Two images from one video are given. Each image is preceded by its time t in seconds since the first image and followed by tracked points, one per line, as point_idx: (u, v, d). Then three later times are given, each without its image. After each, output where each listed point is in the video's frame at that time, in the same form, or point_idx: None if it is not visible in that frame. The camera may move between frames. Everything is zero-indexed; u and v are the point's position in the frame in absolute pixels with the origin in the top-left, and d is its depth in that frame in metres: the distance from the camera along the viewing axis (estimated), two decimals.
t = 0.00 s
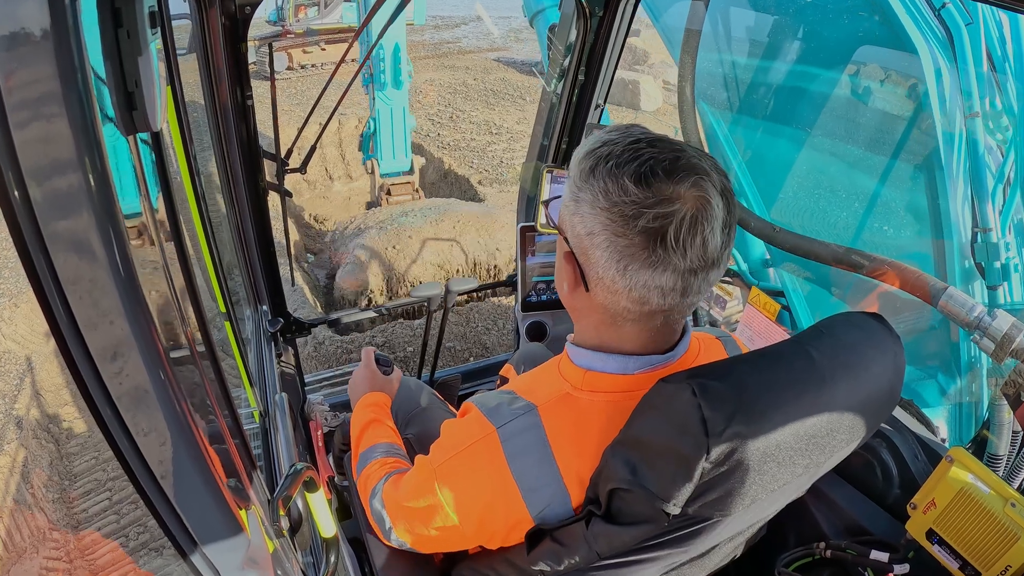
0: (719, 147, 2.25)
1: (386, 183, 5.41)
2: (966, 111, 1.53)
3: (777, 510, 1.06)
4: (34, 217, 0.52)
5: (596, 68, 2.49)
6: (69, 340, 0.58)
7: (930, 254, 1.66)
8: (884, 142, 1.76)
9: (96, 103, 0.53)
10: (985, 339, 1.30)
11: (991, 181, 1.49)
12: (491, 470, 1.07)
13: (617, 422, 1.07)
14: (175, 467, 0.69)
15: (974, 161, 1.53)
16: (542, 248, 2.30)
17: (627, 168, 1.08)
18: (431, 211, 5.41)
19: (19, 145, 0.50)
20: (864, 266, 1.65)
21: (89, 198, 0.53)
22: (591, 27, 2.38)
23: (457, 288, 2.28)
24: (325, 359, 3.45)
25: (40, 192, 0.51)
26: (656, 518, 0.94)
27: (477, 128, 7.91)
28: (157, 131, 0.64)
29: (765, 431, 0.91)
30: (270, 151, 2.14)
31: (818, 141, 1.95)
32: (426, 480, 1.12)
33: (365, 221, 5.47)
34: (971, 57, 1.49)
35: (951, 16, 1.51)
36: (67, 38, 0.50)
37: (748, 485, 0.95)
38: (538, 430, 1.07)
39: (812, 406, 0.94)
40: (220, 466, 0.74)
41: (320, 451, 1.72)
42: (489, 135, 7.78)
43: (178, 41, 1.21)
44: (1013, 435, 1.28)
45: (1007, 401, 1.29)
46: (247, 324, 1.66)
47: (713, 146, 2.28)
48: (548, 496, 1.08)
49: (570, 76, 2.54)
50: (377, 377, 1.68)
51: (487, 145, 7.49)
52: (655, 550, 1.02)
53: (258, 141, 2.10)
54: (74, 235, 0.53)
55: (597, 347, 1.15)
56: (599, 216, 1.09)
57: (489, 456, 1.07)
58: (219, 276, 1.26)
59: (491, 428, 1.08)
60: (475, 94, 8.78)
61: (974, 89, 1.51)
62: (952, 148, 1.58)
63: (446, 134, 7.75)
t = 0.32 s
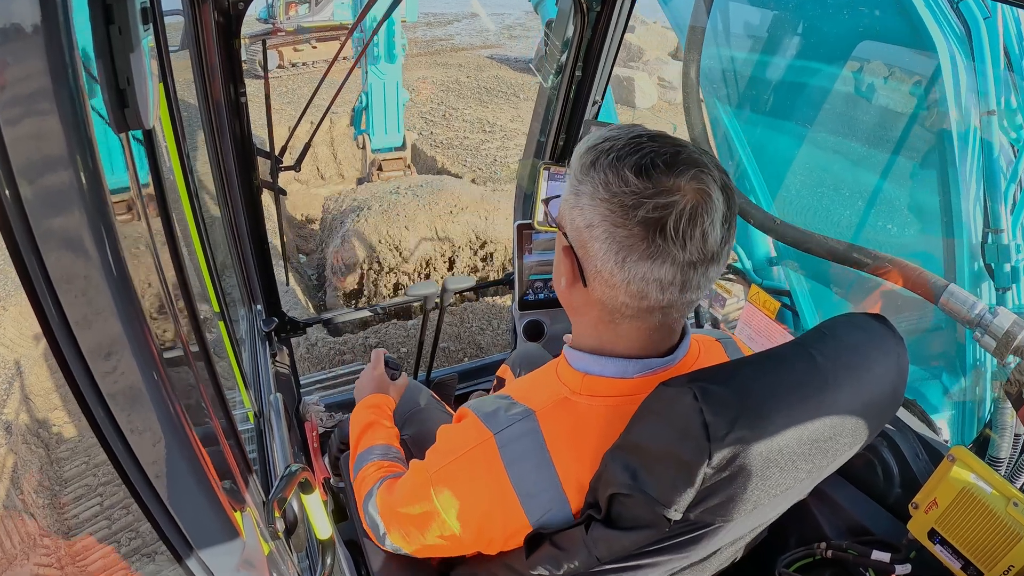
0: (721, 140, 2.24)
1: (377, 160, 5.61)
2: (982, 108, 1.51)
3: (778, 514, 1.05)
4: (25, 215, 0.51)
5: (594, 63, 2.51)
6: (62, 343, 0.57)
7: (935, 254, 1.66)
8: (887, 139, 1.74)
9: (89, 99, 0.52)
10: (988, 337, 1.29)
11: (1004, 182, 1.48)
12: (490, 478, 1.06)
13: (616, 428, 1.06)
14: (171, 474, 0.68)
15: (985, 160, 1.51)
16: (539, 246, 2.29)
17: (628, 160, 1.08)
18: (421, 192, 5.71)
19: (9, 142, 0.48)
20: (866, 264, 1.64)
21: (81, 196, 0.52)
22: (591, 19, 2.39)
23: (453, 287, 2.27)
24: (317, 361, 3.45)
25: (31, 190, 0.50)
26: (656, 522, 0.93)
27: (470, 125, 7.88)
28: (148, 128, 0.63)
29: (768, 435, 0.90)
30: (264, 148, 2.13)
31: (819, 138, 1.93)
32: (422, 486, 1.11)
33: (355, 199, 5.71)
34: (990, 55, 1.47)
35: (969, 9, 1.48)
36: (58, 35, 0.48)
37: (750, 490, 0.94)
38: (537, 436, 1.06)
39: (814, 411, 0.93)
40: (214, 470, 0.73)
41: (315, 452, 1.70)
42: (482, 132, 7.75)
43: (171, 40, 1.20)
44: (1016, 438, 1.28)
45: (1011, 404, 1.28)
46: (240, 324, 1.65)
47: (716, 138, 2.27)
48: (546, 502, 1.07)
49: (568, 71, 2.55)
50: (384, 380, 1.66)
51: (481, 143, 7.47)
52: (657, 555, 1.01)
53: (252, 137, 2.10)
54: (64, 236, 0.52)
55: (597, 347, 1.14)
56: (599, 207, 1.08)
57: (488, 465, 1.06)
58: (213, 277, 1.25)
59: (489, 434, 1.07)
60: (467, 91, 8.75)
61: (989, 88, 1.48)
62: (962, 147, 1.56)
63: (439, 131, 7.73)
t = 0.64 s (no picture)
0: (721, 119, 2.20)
1: (373, 130, 5.63)
2: (1006, 108, 1.48)
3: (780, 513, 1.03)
4: (19, 215, 0.50)
5: (594, 62, 2.51)
6: (56, 343, 0.56)
7: (945, 254, 1.64)
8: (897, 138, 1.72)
9: (84, 94, 0.51)
10: (992, 337, 1.28)
11: None
12: (491, 478, 1.06)
13: (619, 428, 1.05)
14: (168, 479, 0.67)
15: (1006, 163, 1.49)
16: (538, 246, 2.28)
17: (653, 162, 1.07)
18: (411, 162, 5.40)
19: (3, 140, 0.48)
20: (870, 263, 1.63)
21: (76, 194, 0.51)
22: (590, 15, 2.39)
23: (452, 288, 2.25)
24: (308, 366, 3.46)
25: (27, 190, 0.49)
26: (657, 524, 0.92)
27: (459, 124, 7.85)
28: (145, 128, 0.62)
29: (771, 435, 0.89)
30: (261, 148, 2.12)
31: (827, 136, 1.91)
32: (424, 485, 1.11)
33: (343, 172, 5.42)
34: (1016, 57, 1.44)
35: (996, 6, 1.45)
36: (53, 31, 0.48)
37: (751, 489, 0.92)
38: (540, 436, 1.05)
39: (816, 410, 0.92)
40: (211, 472, 0.72)
41: (314, 455, 1.68)
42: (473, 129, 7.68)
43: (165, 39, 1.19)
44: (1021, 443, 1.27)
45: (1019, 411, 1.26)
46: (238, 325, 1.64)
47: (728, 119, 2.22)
48: (549, 503, 1.06)
49: (568, 70, 2.55)
50: (388, 381, 1.66)
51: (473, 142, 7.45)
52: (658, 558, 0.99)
53: (248, 136, 2.09)
54: (54, 235, 0.51)
55: (604, 349, 1.13)
56: (619, 206, 1.07)
57: (489, 464, 1.06)
58: (210, 276, 1.24)
59: (492, 433, 1.07)
60: (456, 89, 8.70)
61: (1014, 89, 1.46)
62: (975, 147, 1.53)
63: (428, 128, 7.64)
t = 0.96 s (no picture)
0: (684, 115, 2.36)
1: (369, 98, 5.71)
2: None
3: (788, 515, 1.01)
4: (17, 213, 0.49)
5: (598, 59, 2.54)
6: (55, 344, 0.55)
7: (960, 260, 1.60)
8: (908, 137, 1.68)
9: (84, 92, 0.50)
10: (1000, 340, 1.26)
11: None
12: (491, 481, 1.05)
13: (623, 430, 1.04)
14: (168, 480, 0.66)
15: None
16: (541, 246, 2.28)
17: (657, 152, 1.08)
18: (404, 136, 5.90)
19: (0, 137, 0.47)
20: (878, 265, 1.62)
21: (74, 191, 0.50)
22: (593, 10, 2.40)
23: (454, 287, 2.24)
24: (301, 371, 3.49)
25: (21, 185, 0.49)
26: (660, 527, 0.91)
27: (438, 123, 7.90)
28: (143, 126, 0.61)
29: (776, 437, 0.88)
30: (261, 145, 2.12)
31: (837, 133, 1.87)
32: (426, 488, 1.10)
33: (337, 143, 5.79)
34: None
35: None
36: (51, 27, 0.47)
37: (757, 493, 0.90)
38: (543, 437, 1.04)
39: (823, 411, 0.91)
40: (210, 473, 0.71)
41: (314, 455, 1.67)
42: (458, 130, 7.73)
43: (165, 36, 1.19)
44: None
45: None
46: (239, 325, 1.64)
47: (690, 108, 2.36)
48: (552, 505, 1.05)
49: (572, 67, 2.58)
50: (393, 381, 1.65)
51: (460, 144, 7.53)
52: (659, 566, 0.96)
53: (248, 132, 2.09)
54: (55, 231, 0.50)
55: (610, 350, 1.13)
56: (623, 195, 1.07)
57: (489, 466, 1.05)
58: (209, 275, 1.23)
59: (494, 434, 1.06)
60: (438, 89, 8.78)
61: None
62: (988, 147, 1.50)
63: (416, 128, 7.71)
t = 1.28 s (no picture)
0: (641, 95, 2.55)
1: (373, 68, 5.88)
2: None
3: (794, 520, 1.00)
4: (16, 211, 0.48)
5: (602, 58, 2.58)
6: (55, 345, 0.54)
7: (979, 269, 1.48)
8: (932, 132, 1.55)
9: (83, 87, 0.49)
10: (1010, 343, 1.25)
11: None
12: (495, 482, 1.04)
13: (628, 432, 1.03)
14: (166, 482, 0.65)
15: None
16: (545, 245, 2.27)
17: (653, 141, 1.08)
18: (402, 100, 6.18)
19: None
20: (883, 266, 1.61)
21: (74, 188, 0.49)
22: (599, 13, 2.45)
23: (457, 286, 2.23)
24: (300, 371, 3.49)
25: (20, 184, 0.48)
26: (664, 531, 0.90)
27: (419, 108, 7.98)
28: (143, 121, 0.60)
29: (781, 442, 0.86)
30: (262, 142, 2.11)
31: (844, 129, 1.75)
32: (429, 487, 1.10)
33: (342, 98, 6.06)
34: None
35: None
36: (51, 19, 0.46)
37: (763, 497, 0.89)
38: (546, 438, 1.03)
39: (828, 414, 0.90)
40: (209, 472, 0.70)
41: (314, 454, 1.67)
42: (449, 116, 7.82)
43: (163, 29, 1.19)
44: None
45: None
46: (238, 321, 1.63)
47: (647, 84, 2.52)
48: (554, 508, 1.04)
49: (576, 66, 2.63)
50: (393, 380, 1.64)
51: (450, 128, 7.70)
52: (663, 571, 0.94)
53: (249, 126, 2.09)
54: (53, 228, 0.50)
55: (614, 348, 1.12)
56: (622, 182, 1.06)
57: (494, 467, 1.04)
58: (208, 271, 1.22)
59: (498, 435, 1.05)
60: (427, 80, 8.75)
61: None
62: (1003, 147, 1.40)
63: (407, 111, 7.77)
